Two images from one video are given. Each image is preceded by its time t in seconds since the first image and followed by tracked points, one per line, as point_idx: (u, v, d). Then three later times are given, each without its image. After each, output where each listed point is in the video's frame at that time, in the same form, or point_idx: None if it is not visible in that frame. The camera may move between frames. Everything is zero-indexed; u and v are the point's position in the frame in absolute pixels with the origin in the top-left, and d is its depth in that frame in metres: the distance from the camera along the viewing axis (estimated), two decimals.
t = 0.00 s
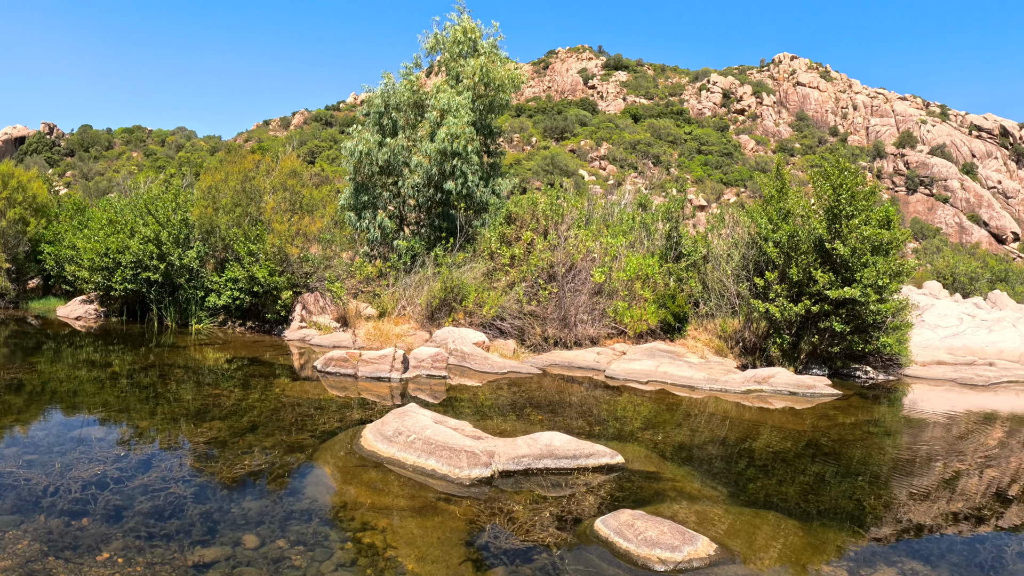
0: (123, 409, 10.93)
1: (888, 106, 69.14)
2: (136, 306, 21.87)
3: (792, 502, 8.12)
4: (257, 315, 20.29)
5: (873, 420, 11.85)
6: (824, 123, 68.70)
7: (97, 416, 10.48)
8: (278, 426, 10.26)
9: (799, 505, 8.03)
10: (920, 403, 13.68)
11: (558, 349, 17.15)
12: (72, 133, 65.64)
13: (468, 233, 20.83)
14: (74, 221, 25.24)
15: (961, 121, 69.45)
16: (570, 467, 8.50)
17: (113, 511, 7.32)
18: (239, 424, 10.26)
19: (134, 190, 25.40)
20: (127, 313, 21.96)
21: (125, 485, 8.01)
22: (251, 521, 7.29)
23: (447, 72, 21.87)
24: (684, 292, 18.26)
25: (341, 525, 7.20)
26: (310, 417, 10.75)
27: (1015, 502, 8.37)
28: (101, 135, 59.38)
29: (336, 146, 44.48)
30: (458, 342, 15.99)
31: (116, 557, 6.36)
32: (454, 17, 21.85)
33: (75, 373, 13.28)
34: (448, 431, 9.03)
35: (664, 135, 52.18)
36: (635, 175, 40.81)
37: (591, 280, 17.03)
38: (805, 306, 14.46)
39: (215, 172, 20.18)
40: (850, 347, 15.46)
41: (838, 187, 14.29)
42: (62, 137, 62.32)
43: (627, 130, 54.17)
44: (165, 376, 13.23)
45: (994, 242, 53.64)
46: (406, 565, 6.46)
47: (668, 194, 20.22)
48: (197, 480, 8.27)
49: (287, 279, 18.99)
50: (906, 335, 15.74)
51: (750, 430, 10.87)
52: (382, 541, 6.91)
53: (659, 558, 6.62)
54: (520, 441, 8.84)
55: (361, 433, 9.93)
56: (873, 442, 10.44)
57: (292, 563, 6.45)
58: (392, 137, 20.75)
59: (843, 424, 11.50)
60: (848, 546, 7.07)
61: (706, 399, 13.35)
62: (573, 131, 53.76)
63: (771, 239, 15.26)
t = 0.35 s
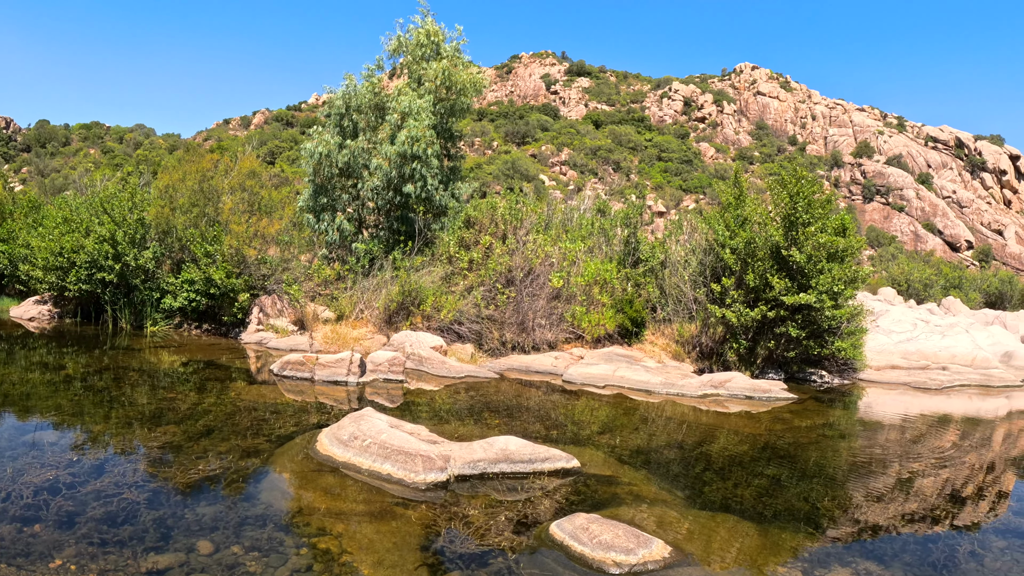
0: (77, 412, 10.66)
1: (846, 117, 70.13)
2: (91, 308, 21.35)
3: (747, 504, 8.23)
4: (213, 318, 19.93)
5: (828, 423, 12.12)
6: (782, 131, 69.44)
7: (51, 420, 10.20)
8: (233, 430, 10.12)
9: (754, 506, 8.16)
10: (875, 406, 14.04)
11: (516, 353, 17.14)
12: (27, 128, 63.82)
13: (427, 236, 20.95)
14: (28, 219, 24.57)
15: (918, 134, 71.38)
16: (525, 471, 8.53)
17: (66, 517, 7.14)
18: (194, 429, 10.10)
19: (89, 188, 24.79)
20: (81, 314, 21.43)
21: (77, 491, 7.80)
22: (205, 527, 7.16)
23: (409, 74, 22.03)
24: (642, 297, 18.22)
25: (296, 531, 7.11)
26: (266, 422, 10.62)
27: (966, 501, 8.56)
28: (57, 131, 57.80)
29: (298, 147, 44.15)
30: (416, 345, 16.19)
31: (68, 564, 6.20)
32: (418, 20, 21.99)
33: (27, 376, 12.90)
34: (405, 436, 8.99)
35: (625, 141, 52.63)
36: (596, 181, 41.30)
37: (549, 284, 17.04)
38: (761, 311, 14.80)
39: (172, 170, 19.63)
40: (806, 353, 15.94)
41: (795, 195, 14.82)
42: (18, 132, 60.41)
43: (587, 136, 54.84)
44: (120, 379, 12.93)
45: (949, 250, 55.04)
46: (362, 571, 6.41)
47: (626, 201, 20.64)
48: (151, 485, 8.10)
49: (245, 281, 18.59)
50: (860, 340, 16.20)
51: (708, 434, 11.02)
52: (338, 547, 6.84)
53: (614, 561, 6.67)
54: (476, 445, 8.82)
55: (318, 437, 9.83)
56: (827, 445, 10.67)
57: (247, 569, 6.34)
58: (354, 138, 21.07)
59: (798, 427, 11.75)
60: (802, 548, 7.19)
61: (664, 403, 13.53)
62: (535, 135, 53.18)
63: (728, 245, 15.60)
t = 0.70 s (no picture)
0: (25, 417, 10.34)
1: (801, 122, 72.03)
2: (40, 308, 20.71)
3: (701, 502, 8.30)
4: (165, 318, 19.61)
5: (781, 422, 12.35)
6: (738, 135, 70.27)
7: None
8: (185, 434, 9.94)
9: (708, 505, 8.24)
10: (828, 406, 14.32)
11: (470, 355, 17.08)
12: None
13: (382, 237, 20.86)
14: None
15: (872, 140, 72.77)
16: (479, 473, 8.51)
17: (14, 524, 6.91)
18: (145, 433, 9.89)
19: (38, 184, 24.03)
20: (30, 315, 20.81)
21: (27, 497, 7.57)
22: (158, 532, 6.99)
23: (367, 73, 21.82)
24: (596, 298, 18.87)
25: (250, 535, 6.99)
26: (219, 424, 10.45)
27: (918, 498, 8.65)
28: (6, 124, 55.88)
29: (254, 144, 43.60)
30: (370, 347, 15.87)
31: (16, 572, 6.01)
32: (377, 18, 21.80)
33: None
34: (359, 438, 8.90)
35: (581, 144, 54.03)
36: (553, 184, 41.61)
37: (504, 286, 17.03)
38: (715, 313, 15.12)
39: (124, 167, 19.16)
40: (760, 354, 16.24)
41: (749, 200, 15.01)
42: None
43: (544, 138, 55.38)
44: (70, 382, 12.59)
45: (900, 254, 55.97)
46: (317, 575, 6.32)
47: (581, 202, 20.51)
48: (103, 490, 7.89)
49: (197, 281, 18.52)
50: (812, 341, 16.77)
51: (664, 435, 11.11)
52: (292, 551, 6.73)
53: (568, 561, 6.67)
54: (429, 447, 8.78)
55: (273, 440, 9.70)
56: (781, 443, 10.86)
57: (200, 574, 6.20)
58: (309, 138, 20.72)
59: (752, 427, 11.96)
60: (758, 545, 7.27)
61: (620, 405, 13.66)
62: (491, 136, 53.99)
63: (682, 248, 15.84)
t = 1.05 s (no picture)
0: None
1: (752, 126, 75.21)
2: None
3: (652, 499, 8.39)
4: (112, 318, 19.18)
5: (731, 419, 12.59)
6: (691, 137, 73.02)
7: None
8: (132, 436, 9.70)
9: (660, 501, 8.31)
10: (778, 402, 14.70)
11: (421, 353, 17.14)
12: None
13: (332, 234, 21.08)
14: None
15: (822, 142, 75.34)
16: (430, 472, 8.51)
17: None
18: (93, 435, 9.64)
19: None
20: None
21: None
22: (106, 537, 6.79)
23: (320, 69, 21.77)
24: (548, 297, 18.94)
25: (199, 538, 6.82)
26: (168, 426, 10.24)
27: (866, 491, 8.80)
28: None
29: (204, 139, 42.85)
30: (320, 346, 15.86)
31: None
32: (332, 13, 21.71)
33: None
34: (308, 438, 8.80)
35: (534, 143, 54.67)
36: (505, 183, 41.99)
37: (454, 285, 17.20)
38: (664, 312, 15.41)
39: (70, 161, 18.59)
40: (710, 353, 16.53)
41: (699, 200, 15.32)
42: None
43: (496, 136, 55.70)
44: (12, 384, 12.16)
45: (848, 254, 57.51)
46: None
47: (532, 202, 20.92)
48: (48, 495, 7.64)
49: (145, 279, 18.09)
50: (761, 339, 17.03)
51: (616, 432, 11.22)
52: (242, 553, 6.59)
53: (519, 558, 6.66)
54: (380, 447, 8.74)
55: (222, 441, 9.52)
56: (730, 439, 11.08)
57: None
58: (261, 133, 20.34)
59: (703, 423, 12.18)
60: (710, 538, 7.33)
61: (573, 403, 13.72)
62: (445, 135, 52.80)
63: (633, 247, 16.08)
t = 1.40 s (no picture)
0: None
1: (700, 127, 77.18)
2: None
3: (596, 494, 8.47)
4: (53, 315, 18.59)
5: (676, 414, 12.90)
6: (639, 136, 74.22)
7: None
8: (73, 437, 9.43)
9: (605, 496, 8.40)
10: (724, 398, 15.19)
11: (367, 350, 17.33)
12: None
13: (278, 230, 20.51)
14: None
15: (768, 146, 78.16)
16: (374, 469, 8.50)
17: None
18: (31, 436, 9.32)
19: None
20: None
21: None
22: (44, 541, 6.54)
23: (268, 61, 21.26)
24: (494, 294, 19.35)
25: (142, 540, 6.62)
26: (110, 426, 9.99)
27: (810, 484, 8.99)
28: None
29: (149, 130, 41.96)
30: (264, 343, 15.56)
31: None
32: (281, 4, 21.21)
33: None
34: (251, 437, 8.67)
35: (482, 140, 54.86)
36: (453, 180, 42.19)
37: (400, 281, 17.46)
38: (610, 309, 16.02)
39: (12, 152, 18.41)
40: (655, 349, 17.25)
41: (646, 199, 15.80)
42: None
43: (444, 131, 55.44)
44: None
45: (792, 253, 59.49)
46: None
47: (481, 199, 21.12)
48: None
49: (86, 275, 17.49)
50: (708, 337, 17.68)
51: (563, 429, 11.34)
52: (185, 555, 6.41)
53: (463, 556, 6.64)
54: (324, 445, 8.69)
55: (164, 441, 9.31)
56: (674, 435, 11.31)
57: None
58: (207, 125, 20.11)
59: (649, 419, 12.45)
60: (657, 531, 7.41)
61: (518, 398, 13.99)
62: (393, 130, 53.60)
63: (580, 244, 16.63)
